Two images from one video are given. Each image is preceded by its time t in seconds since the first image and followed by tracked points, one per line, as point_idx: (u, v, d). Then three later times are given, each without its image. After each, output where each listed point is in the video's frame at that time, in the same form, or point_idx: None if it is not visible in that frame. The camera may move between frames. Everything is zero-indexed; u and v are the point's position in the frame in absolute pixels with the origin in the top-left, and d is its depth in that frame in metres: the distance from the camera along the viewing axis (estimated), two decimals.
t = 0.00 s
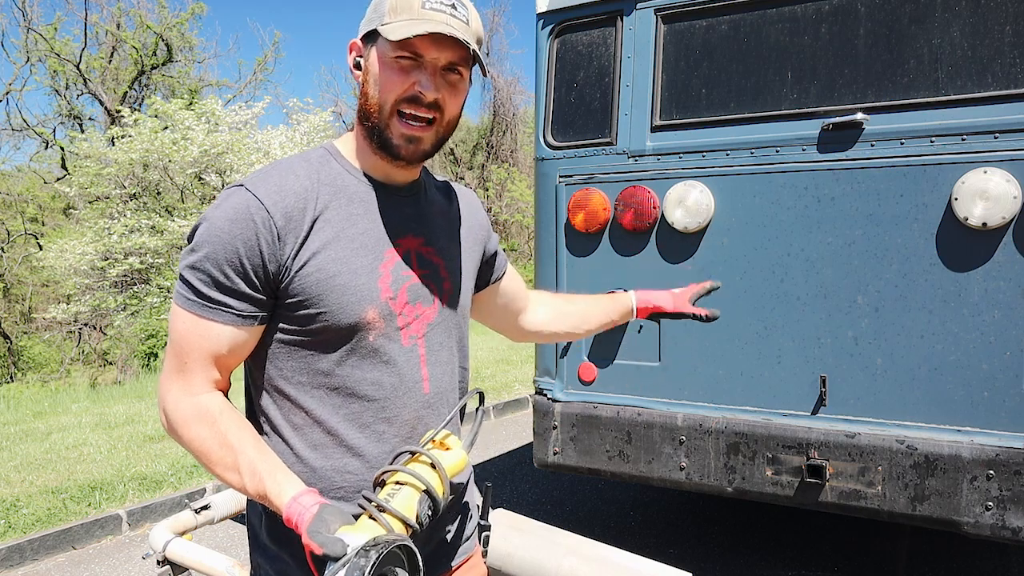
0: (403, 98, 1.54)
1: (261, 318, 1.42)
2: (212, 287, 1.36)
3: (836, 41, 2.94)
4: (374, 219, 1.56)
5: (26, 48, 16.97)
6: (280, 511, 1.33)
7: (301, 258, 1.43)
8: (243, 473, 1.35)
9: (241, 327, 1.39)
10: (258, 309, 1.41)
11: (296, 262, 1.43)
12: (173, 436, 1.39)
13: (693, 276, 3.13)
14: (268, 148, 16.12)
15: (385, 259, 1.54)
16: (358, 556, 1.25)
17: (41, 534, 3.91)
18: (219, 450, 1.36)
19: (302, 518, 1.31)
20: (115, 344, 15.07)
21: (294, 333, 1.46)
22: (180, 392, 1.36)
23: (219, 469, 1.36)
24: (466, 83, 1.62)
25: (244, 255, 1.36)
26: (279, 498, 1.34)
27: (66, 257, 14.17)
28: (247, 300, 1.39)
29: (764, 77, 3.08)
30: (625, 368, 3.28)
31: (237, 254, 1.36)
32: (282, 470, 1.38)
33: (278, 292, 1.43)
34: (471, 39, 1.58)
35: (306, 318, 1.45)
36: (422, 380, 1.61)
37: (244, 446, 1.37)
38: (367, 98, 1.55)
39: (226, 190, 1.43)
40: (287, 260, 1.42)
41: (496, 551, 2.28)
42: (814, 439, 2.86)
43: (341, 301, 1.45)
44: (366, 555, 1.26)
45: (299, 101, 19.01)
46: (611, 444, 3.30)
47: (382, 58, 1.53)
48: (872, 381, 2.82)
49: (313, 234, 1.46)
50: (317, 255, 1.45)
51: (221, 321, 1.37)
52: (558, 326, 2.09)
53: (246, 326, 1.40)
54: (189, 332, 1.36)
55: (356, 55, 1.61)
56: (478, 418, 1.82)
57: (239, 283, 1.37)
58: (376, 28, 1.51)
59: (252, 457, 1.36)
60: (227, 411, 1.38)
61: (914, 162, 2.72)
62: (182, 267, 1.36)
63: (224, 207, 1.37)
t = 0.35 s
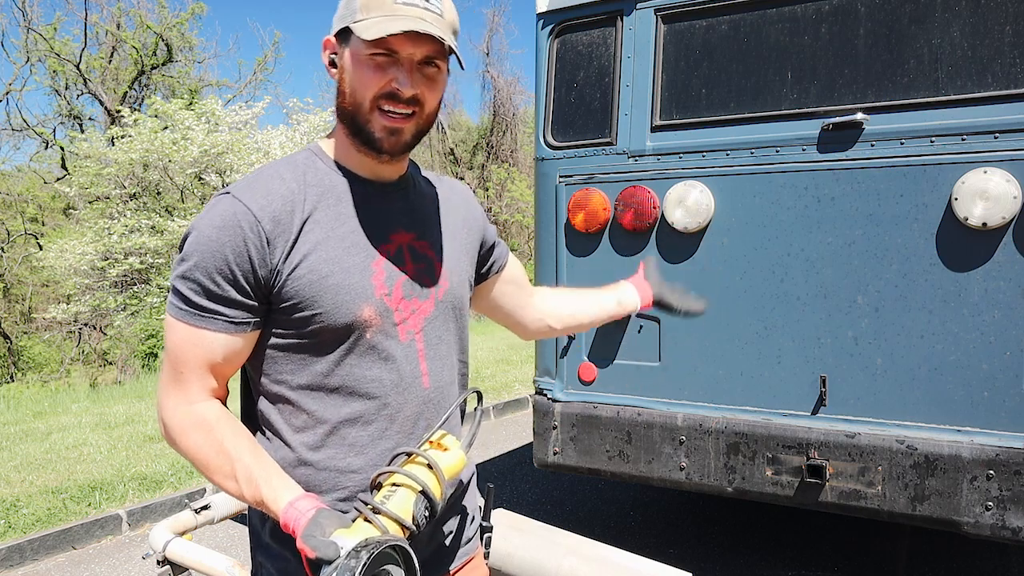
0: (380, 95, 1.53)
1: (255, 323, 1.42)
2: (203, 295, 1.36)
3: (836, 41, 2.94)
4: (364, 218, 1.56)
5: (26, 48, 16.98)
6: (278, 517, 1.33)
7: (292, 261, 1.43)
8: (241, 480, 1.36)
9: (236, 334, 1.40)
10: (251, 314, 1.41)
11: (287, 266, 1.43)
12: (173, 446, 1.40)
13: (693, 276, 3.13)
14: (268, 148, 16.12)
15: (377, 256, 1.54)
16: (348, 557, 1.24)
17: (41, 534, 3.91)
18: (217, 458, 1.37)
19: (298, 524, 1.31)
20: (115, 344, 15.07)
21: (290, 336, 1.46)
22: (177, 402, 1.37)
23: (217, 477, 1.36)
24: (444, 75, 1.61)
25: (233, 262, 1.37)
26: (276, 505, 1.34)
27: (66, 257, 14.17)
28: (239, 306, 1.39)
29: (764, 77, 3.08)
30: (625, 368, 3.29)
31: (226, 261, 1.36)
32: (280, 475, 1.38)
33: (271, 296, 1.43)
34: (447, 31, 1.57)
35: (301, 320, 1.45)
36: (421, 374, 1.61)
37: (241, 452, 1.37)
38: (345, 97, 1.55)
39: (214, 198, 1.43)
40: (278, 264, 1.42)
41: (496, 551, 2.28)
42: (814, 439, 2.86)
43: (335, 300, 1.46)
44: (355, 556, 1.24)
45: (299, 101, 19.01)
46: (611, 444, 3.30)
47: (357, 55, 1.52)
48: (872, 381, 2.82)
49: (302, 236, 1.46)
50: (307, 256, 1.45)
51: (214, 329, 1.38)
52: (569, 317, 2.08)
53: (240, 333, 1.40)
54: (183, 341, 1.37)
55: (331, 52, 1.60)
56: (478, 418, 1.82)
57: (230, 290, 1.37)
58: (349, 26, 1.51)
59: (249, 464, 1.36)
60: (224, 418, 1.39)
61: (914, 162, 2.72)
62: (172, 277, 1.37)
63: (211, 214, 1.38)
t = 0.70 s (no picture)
0: (381, 100, 1.53)
1: (253, 327, 1.42)
2: (200, 301, 1.36)
3: (836, 41, 2.94)
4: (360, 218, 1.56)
5: (26, 49, 16.99)
6: (279, 521, 1.34)
7: (289, 264, 1.43)
8: (241, 485, 1.37)
9: (234, 338, 1.40)
10: (249, 318, 1.41)
11: (284, 269, 1.43)
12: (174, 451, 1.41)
13: (693, 276, 3.13)
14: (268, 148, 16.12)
15: (374, 254, 1.55)
16: (348, 565, 1.25)
17: (41, 534, 3.91)
18: (217, 463, 1.37)
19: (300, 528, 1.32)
20: (115, 344, 15.07)
21: (289, 337, 1.46)
22: (176, 408, 1.38)
23: (218, 482, 1.37)
24: (444, 82, 1.61)
25: (230, 267, 1.36)
26: (277, 508, 1.35)
27: (65, 258, 14.17)
28: (236, 311, 1.39)
29: (764, 77, 3.08)
30: (625, 368, 3.29)
31: (223, 267, 1.36)
32: (281, 478, 1.39)
33: (269, 299, 1.43)
34: (450, 39, 1.58)
35: (300, 320, 1.45)
36: (423, 371, 1.61)
37: (241, 456, 1.38)
38: (344, 99, 1.55)
39: (208, 203, 1.42)
40: (275, 267, 1.42)
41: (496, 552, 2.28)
42: (814, 438, 2.86)
43: (333, 300, 1.46)
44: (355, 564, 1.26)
45: (299, 101, 19.01)
46: (611, 444, 3.30)
47: (359, 59, 1.52)
48: (872, 381, 2.82)
49: (299, 239, 1.46)
50: (304, 258, 1.45)
51: (212, 334, 1.38)
52: (580, 289, 2.06)
53: (238, 337, 1.40)
54: (181, 347, 1.37)
55: (331, 52, 1.58)
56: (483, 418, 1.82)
57: (226, 295, 1.37)
58: (352, 28, 1.50)
59: (249, 468, 1.37)
60: (224, 422, 1.39)
61: (914, 162, 2.72)
62: (168, 283, 1.37)
63: (206, 219, 1.37)
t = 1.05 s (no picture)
0: (388, 100, 1.53)
1: (260, 327, 1.42)
2: (207, 300, 1.36)
3: (836, 41, 2.94)
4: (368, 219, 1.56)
5: (26, 49, 17.00)
6: (285, 522, 1.33)
7: (296, 264, 1.43)
8: (247, 486, 1.36)
9: (240, 338, 1.40)
10: (255, 318, 1.41)
11: (291, 269, 1.43)
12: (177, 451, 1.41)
13: (693, 276, 3.13)
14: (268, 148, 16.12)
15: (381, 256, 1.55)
16: None
17: (41, 534, 3.91)
18: (222, 464, 1.37)
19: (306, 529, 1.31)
20: (115, 344, 15.08)
21: (295, 338, 1.46)
22: (180, 407, 1.37)
23: (223, 482, 1.37)
24: (451, 81, 1.61)
25: (237, 267, 1.36)
26: (283, 510, 1.34)
27: (66, 258, 14.18)
28: (243, 310, 1.39)
29: (764, 77, 3.08)
30: (625, 368, 3.29)
31: (229, 266, 1.36)
32: (287, 480, 1.38)
33: (275, 299, 1.43)
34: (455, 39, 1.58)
35: (306, 321, 1.45)
36: (428, 373, 1.61)
37: (246, 457, 1.37)
38: (350, 99, 1.55)
39: (215, 202, 1.42)
40: (282, 267, 1.42)
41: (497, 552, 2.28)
42: (814, 438, 2.86)
43: (340, 301, 1.46)
44: None
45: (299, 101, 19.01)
46: (611, 444, 3.30)
47: (365, 60, 1.52)
48: (872, 381, 2.82)
49: (306, 239, 1.45)
50: (311, 258, 1.44)
51: (219, 334, 1.38)
52: (573, 301, 2.07)
53: (244, 337, 1.40)
54: (185, 345, 1.37)
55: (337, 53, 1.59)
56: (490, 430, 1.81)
57: (233, 295, 1.37)
58: (358, 30, 1.50)
59: (254, 469, 1.36)
60: (228, 423, 1.39)
61: (914, 162, 2.72)
62: (174, 282, 1.37)
63: (213, 218, 1.37)
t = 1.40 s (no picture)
0: (410, 100, 1.53)
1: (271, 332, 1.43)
2: (217, 306, 1.36)
3: (836, 41, 2.94)
4: (375, 219, 1.56)
5: (26, 49, 17.01)
6: (307, 529, 1.32)
7: (307, 267, 1.43)
8: (265, 494, 1.35)
9: (251, 344, 1.40)
10: (266, 323, 1.41)
11: (301, 272, 1.43)
12: (191, 461, 1.40)
13: (693, 277, 3.13)
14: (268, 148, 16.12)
15: (391, 256, 1.54)
16: None
17: (41, 534, 3.91)
18: (239, 472, 1.36)
19: (330, 534, 1.31)
20: (115, 344, 15.09)
21: (308, 341, 1.46)
22: (193, 416, 1.37)
23: (240, 491, 1.36)
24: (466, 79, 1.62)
25: (247, 271, 1.36)
26: (304, 517, 1.34)
27: (65, 258, 14.18)
28: (254, 316, 1.39)
29: (764, 77, 3.08)
30: (625, 368, 3.29)
31: (240, 271, 1.36)
32: (305, 486, 1.38)
33: (286, 303, 1.43)
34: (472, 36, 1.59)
35: (319, 323, 1.44)
36: (439, 374, 1.62)
37: (262, 464, 1.37)
38: (369, 97, 1.53)
39: (222, 207, 1.42)
40: (292, 270, 1.42)
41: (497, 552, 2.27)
42: (814, 438, 2.86)
43: (354, 302, 1.46)
44: None
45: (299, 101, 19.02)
46: (611, 444, 3.30)
47: (389, 57, 1.50)
48: (872, 381, 2.82)
49: (316, 241, 1.45)
50: (322, 260, 1.44)
51: (230, 340, 1.37)
52: (568, 310, 2.09)
53: (255, 342, 1.40)
54: (197, 353, 1.36)
55: (352, 46, 1.55)
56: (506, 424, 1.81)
57: (244, 300, 1.37)
58: (385, 26, 1.48)
59: (271, 476, 1.36)
60: (242, 430, 1.39)
61: (914, 162, 2.72)
62: (183, 289, 1.36)
63: (223, 224, 1.36)
